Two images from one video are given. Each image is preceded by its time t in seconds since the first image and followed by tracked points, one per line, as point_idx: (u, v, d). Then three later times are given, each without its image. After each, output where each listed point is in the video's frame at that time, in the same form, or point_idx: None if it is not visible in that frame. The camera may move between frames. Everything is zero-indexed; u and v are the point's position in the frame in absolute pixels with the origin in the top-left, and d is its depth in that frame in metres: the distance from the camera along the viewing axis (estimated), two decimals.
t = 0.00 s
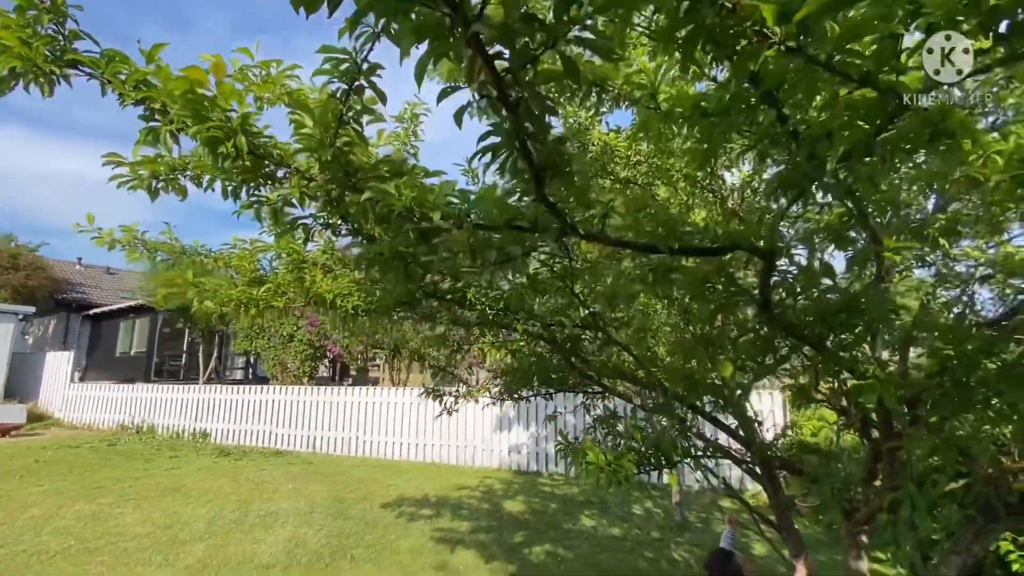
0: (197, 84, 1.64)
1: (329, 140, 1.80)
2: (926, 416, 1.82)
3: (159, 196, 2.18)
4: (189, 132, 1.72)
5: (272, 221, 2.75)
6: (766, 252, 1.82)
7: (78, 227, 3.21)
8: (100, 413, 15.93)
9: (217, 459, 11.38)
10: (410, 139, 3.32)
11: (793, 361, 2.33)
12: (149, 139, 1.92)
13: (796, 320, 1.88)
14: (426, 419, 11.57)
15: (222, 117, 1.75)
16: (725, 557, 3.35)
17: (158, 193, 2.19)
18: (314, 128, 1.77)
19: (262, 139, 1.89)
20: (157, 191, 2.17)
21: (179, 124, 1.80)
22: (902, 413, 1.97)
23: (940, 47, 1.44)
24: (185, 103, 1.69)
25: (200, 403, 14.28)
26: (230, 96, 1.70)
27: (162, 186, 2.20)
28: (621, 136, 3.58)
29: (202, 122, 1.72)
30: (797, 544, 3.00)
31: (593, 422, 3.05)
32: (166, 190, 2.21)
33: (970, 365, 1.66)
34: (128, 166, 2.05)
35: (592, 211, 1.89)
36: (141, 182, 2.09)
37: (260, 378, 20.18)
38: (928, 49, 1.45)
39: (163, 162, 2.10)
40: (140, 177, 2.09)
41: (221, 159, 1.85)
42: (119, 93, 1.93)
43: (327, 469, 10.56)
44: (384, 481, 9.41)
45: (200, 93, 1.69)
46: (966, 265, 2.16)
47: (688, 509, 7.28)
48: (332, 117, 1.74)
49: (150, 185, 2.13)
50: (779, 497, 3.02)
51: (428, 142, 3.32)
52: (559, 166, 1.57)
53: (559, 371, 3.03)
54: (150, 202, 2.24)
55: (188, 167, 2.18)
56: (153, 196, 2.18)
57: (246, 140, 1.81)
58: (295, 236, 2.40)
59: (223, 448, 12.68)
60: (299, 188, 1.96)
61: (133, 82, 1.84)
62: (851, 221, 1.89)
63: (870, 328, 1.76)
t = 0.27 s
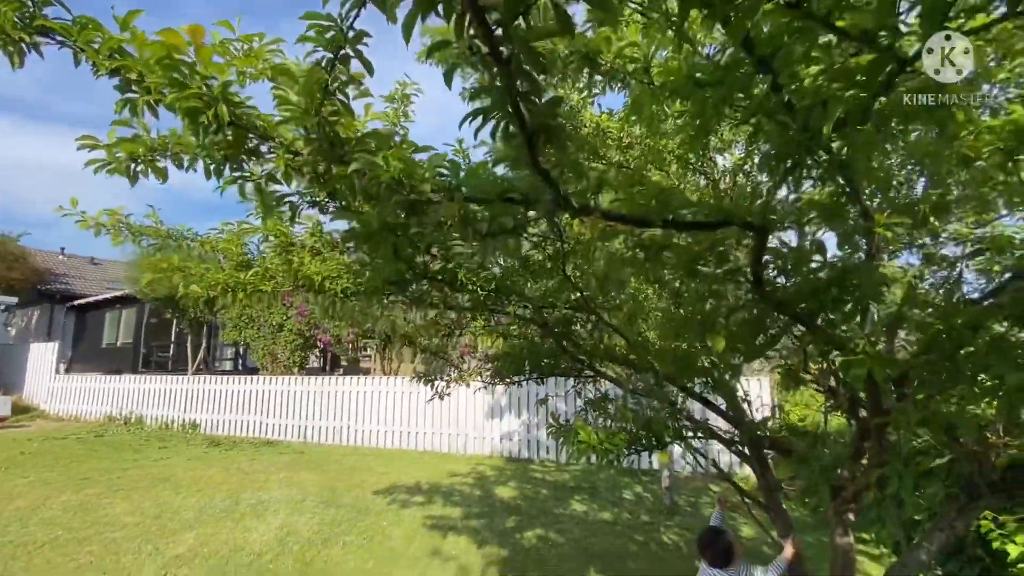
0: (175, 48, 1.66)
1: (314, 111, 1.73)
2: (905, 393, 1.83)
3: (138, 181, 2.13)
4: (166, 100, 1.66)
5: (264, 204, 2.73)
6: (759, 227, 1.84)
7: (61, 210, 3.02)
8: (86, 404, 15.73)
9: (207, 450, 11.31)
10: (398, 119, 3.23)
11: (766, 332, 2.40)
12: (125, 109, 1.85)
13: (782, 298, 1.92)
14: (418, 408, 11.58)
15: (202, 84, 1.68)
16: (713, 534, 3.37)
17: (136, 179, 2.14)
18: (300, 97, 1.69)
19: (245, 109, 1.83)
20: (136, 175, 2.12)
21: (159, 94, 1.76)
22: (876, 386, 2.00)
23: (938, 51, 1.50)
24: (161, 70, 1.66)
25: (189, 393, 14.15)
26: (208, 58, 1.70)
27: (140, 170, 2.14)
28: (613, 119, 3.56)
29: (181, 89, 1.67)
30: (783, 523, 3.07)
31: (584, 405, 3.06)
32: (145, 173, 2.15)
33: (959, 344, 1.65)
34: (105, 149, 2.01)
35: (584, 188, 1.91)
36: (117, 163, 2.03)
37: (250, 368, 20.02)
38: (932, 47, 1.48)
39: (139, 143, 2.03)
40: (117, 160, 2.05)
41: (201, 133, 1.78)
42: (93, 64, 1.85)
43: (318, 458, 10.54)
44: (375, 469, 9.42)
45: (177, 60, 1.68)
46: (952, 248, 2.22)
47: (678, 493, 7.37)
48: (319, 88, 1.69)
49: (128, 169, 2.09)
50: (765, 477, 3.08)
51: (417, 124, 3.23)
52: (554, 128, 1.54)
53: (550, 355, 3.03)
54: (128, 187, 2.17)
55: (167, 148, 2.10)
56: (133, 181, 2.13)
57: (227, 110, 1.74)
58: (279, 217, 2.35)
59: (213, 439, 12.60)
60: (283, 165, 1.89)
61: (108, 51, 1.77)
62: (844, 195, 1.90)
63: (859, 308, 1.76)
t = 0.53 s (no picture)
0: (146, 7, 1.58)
1: (295, 76, 1.67)
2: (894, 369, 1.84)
3: (115, 153, 2.07)
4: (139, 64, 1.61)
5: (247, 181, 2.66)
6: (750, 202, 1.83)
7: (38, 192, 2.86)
8: (70, 395, 15.48)
9: (194, 439, 11.21)
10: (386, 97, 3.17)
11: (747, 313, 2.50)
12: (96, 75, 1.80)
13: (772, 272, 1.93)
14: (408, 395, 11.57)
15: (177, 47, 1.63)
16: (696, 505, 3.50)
17: (113, 151, 2.07)
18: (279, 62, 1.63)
19: (222, 75, 1.78)
20: (113, 147, 2.06)
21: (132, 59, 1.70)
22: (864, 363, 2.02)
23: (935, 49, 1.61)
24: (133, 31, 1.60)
25: (175, 383, 13.99)
26: (181, 19, 1.63)
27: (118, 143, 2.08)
28: (603, 100, 3.53)
29: (153, 54, 1.60)
30: (771, 503, 3.10)
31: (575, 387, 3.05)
32: (122, 146, 2.09)
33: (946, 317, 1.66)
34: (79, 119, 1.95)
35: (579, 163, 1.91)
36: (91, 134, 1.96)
37: (237, 358, 19.81)
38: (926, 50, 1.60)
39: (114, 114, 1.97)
40: (91, 131, 1.98)
41: (176, 100, 1.72)
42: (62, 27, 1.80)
43: (307, 446, 10.51)
44: (366, 456, 9.42)
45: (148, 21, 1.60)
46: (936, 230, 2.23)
47: (666, 476, 7.47)
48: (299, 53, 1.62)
49: (104, 141, 2.02)
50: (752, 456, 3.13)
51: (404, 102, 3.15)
52: (542, 90, 1.66)
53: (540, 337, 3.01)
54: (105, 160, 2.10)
55: (143, 120, 2.05)
56: (109, 154, 2.06)
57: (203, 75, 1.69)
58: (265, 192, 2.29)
59: (200, 428, 12.49)
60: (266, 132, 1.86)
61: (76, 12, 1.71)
62: (835, 171, 1.89)
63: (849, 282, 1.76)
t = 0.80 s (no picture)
0: None
1: (273, 33, 1.65)
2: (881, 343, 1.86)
3: (87, 119, 1.98)
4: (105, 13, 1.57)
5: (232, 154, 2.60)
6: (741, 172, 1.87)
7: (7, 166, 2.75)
8: (51, 383, 15.21)
9: (180, 427, 11.09)
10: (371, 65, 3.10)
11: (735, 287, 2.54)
12: (61, 33, 1.72)
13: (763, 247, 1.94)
14: (397, 381, 11.56)
15: None
16: (673, 480, 3.54)
17: (85, 118, 1.99)
18: (255, 20, 1.60)
19: (196, 33, 1.73)
20: (85, 112, 1.98)
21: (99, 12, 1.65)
22: (852, 340, 2.04)
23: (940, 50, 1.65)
24: None
25: (160, 371, 13.80)
26: None
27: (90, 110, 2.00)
28: (593, 77, 3.50)
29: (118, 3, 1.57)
30: (757, 481, 3.14)
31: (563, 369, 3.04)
32: (95, 112, 2.00)
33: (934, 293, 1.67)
34: (47, 81, 1.87)
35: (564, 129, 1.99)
36: (61, 97, 1.89)
37: (223, 346, 19.57)
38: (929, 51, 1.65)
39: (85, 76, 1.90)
40: (61, 94, 1.90)
41: (147, 58, 1.69)
42: None
43: (296, 433, 10.46)
44: (355, 442, 9.41)
45: None
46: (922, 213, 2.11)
47: (654, 459, 7.56)
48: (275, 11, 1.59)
49: (76, 106, 1.94)
50: (739, 436, 3.17)
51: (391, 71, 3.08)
52: (529, 44, 1.75)
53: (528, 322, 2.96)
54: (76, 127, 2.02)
55: (115, 82, 1.96)
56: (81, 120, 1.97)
57: (175, 30, 1.65)
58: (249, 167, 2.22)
59: (187, 416, 12.37)
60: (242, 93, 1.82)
61: None
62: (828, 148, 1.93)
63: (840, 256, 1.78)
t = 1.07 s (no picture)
0: None
1: None
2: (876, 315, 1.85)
3: (58, 83, 1.90)
4: None
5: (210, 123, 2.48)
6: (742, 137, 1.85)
7: None
8: (30, 371, 14.89)
9: (165, 413, 10.96)
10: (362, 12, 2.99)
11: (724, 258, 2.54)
12: None
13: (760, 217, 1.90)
14: (385, 366, 11.51)
15: None
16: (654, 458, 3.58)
17: (55, 82, 1.90)
18: None
19: None
20: (54, 76, 1.89)
21: None
22: (847, 314, 2.02)
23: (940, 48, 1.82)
24: None
25: (142, 357, 13.56)
26: None
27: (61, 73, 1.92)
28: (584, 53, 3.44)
29: None
30: (746, 460, 3.15)
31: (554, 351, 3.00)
32: (65, 75, 1.91)
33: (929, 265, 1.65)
34: (12, 42, 1.78)
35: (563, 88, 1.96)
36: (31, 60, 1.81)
37: (208, 332, 19.29)
38: (928, 50, 1.83)
39: (51, 33, 1.81)
40: (27, 56, 1.82)
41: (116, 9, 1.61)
42: None
43: (283, 418, 10.39)
44: (343, 428, 9.36)
45: None
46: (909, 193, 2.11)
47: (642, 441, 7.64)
48: None
49: (43, 69, 1.86)
50: (728, 416, 3.19)
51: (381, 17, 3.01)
52: None
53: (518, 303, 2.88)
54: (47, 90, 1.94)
55: (82, 43, 1.85)
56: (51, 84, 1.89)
57: None
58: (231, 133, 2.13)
59: (171, 403, 12.20)
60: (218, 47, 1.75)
61: None
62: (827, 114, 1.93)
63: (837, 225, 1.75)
